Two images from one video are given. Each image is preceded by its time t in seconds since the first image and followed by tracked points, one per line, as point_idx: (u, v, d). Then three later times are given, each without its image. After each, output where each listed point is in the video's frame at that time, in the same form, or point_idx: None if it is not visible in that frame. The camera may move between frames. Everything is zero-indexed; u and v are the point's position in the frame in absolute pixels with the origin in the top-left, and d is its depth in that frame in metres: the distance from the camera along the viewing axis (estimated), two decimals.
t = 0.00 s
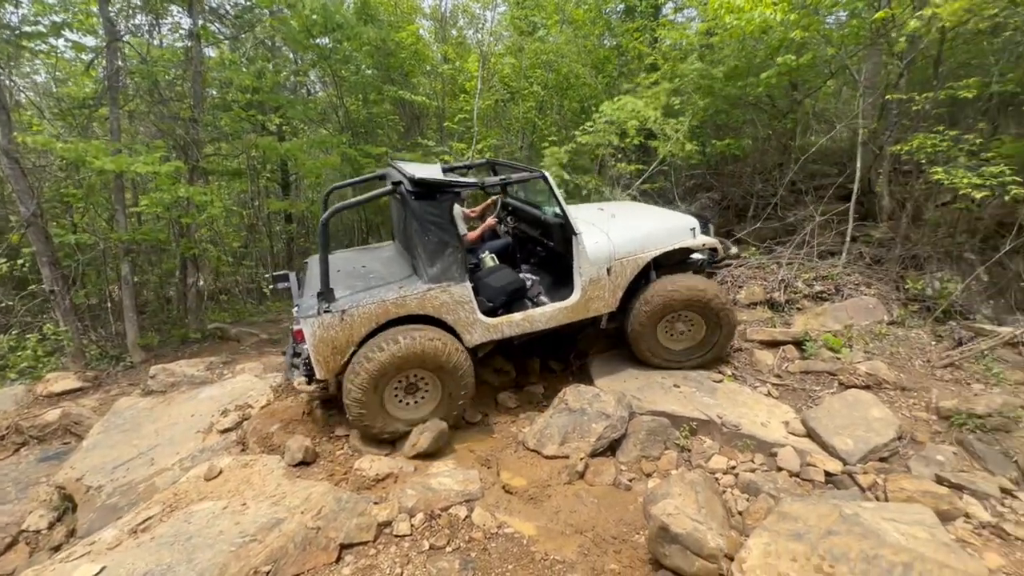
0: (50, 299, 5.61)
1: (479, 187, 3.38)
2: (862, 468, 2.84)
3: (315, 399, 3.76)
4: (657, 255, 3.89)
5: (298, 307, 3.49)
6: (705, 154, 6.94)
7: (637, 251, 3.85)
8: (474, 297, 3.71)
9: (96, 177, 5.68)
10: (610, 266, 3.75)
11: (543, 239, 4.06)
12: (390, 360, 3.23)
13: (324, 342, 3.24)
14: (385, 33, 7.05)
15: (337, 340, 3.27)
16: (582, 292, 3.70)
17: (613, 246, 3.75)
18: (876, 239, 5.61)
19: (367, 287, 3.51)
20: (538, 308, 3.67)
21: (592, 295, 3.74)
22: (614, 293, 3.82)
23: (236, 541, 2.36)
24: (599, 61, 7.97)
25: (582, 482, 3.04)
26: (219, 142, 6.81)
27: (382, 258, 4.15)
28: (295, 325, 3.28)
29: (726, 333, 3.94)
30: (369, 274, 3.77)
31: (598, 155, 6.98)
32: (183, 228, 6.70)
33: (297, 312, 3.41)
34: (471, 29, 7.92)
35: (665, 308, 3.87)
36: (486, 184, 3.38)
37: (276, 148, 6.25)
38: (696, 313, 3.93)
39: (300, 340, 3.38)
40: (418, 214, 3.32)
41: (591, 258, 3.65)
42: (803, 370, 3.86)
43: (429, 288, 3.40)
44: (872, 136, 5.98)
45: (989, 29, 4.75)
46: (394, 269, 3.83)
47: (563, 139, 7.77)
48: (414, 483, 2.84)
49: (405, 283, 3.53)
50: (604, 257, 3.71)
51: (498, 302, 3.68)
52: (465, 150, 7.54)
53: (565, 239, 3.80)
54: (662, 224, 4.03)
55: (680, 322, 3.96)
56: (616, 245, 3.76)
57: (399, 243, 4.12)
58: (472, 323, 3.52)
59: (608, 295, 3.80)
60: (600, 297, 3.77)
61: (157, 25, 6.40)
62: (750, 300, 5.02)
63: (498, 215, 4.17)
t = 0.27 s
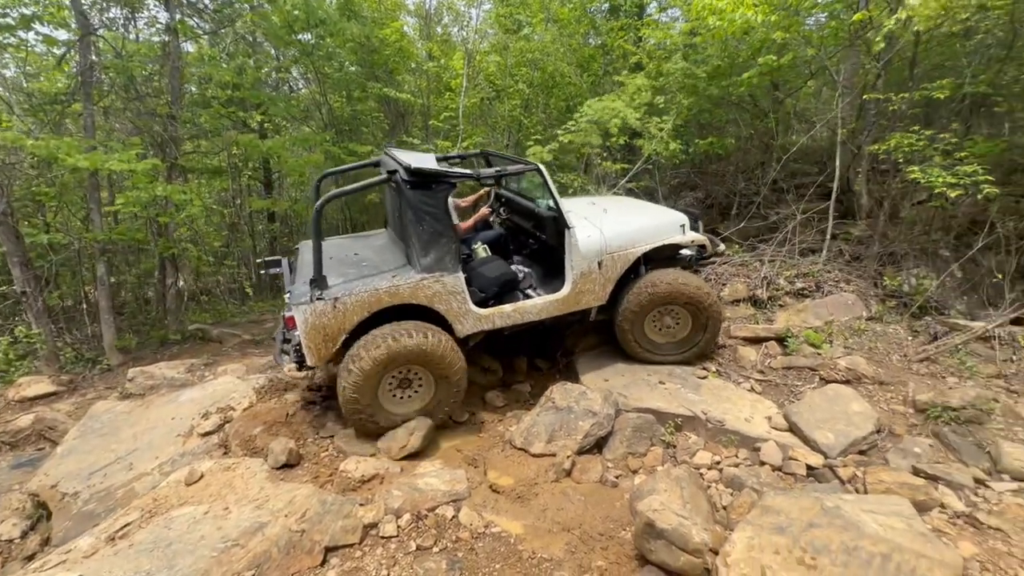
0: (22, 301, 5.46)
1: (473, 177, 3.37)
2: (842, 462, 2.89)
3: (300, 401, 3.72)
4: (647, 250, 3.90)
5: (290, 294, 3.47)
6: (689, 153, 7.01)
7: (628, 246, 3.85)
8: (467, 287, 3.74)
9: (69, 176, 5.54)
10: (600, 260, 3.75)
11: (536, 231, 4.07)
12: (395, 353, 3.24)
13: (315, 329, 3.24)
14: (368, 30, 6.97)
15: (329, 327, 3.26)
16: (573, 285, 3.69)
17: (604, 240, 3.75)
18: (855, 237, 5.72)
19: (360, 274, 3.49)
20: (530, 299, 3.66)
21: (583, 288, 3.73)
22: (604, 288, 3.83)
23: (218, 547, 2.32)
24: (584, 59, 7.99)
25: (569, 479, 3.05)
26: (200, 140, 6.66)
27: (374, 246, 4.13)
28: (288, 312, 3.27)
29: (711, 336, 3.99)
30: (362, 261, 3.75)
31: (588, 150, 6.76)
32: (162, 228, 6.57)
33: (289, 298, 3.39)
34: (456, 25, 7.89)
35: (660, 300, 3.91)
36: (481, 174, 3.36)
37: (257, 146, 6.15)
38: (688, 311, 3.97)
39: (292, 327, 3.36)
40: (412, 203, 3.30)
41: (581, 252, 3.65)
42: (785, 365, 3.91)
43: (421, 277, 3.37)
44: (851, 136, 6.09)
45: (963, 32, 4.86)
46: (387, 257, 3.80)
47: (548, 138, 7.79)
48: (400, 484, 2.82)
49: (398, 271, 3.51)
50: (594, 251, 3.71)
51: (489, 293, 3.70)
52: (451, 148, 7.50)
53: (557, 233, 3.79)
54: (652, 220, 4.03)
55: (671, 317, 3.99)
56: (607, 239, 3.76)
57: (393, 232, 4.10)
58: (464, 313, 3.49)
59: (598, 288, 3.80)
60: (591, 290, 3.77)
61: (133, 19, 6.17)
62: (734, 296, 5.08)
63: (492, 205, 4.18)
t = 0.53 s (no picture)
0: None
1: (457, 182, 3.34)
2: (824, 456, 2.94)
3: (284, 403, 3.67)
4: (639, 249, 3.88)
5: (278, 298, 3.47)
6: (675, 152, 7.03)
7: (619, 245, 3.84)
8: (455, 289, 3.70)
9: (43, 174, 5.39)
10: (591, 260, 3.73)
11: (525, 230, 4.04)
12: (394, 359, 3.27)
13: (304, 335, 3.24)
14: (353, 26, 6.91)
15: (318, 333, 3.26)
16: (563, 285, 3.68)
17: (594, 240, 3.72)
18: (836, 234, 5.80)
19: (348, 279, 3.48)
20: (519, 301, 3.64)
21: (572, 288, 3.72)
22: (595, 287, 3.81)
23: (200, 553, 2.28)
24: (569, 58, 8.01)
25: (556, 478, 3.05)
26: (178, 137, 6.53)
27: (364, 247, 4.10)
28: (276, 317, 3.27)
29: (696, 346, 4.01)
30: (351, 264, 3.72)
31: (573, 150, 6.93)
32: (141, 227, 6.44)
33: (276, 304, 3.38)
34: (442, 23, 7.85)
35: (664, 300, 3.90)
36: (464, 179, 3.34)
37: (239, 144, 6.05)
38: (684, 318, 3.96)
39: (281, 333, 3.36)
40: (395, 209, 3.28)
41: (572, 252, 3.64)
42: (769, 361, 3.96)
43: (407, 281, 3.36)
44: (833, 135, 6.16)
45: (939, 33, 4.96)
46: (376, 258, 3.78)
47: (534, 137, 7.78)
48: (386, 485, 2.80)
49: (385, 275, 3.49)
50: (585, 251, 3.69)
51: (478, 294, 3.67)
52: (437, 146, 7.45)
53: (546, 233, 3.75)
54: (645, 217, 4.01)
55: (667, 320, 3.98)
56: (597, 239, 3.74)
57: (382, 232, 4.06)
58: (452, 316, 3.49)
59: (589, 287, 3.78)
60: (581, 290, 3.76)
61: (109, 13, 6.03)
62: (719, 294, 5.13)
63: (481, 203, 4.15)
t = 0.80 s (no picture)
0: None
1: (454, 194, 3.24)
2: (807, 450, 2.98)
3: (268, 405, 3.63)
4: (646, 251, 3.73)
5: (280, 314, 3.50)
6: (661, 150, 7.06)
7: (625, 249, 3.69)
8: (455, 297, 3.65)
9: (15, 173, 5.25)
10: (594, 265, 3.61)
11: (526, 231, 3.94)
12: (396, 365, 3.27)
13: (306, 350, 3.28)
14: (336, 23, 6.83)
15: (320, 348, 3.30)
16: (566, 291, 3.58)
17: (598, 245, 3.59)
18: (818, 232, 5.89)
19: (349, 291, 3.49)
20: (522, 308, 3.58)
21: (576, 293, 3.62)
22: (601, 291, 3.70)
23: (182, 559, 2.25)
24: (556, 57, 8.01)
25: (544, 476, 3.06)
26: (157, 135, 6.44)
27: (364, 251, 4.10)
28: (278, 334, 3.31)
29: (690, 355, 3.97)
30: (352, 274, 3.72)
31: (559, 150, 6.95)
32: (118, 227, 6.30)
33: (279, 320, 3.41)
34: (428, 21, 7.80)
35: (685, 304, 3.80)
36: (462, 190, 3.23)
37: (221, 142, 5.94)
38: (692, 327, 3.89)
39: (284, 347, 3.41)
40: (392, 224, 3.21)
41: (575, 259, 3.52)
42: (753, 358, 4.00)
43: (408, 295, 3.35)
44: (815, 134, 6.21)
45: (916, 34, 5.04)
46: (378, 267, 3.77)
47: (520, 136, 7.78)
48: (373, 487, 2.78)
49: (386, 287, 3.48)
50: (587, 256, 3.56)
51: (480, 303, 3.62)
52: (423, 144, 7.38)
53: (549, 240, 3.67)
54: (654, 216, 3.82)
55: (675, 325, 3.89)
56: (601, 243, 3.60)
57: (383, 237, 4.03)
58: (453, 325, 3.46)
59: (593, 292, 3.67)
60: (585, 295, 3.66)
61: (82, 9, 5.91)
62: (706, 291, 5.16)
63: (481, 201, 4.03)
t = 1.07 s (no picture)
0: None
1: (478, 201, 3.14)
2: (791, 444, 3.02)
3: (253, 407, 3.58)
4: (668, 258, 3.66)
5: (294, 318, 3.43)
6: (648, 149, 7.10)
7: (647, 255, 3.61)
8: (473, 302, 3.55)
9: None
10: (615, 271, 3.51)
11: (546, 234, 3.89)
12: (415, 374, 3.25)
13: (323, 357, 3.22)
14: (321, 19, 6.77)
15: (335, 355, 3.24)
16: (585, 298, 3.47)
17: (620, 251, 3.50)
18: (802, 229, 5.96)
19: (366, 295, 3.43)
20: (540, 314, 3.49)
21: (596, 300, 3.52)
22: (619, 296, 3.61)
23: (164, 565, 2.21)
24: (543, 55, 8.01)
25: (532, 475, 3.06)
26: (137, 134, 6.34)
27: (377, 251, 4.03)
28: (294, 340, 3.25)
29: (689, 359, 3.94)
30: (368, 276, 3.66)
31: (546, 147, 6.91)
32: (97, 227, 6.18)
33: (294, 325, 3.35)
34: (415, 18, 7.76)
35: (709, 314, 3.74)
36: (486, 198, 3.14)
37: (202, 140, 5.84)
38: (703, 336, 3.86)
39: (301, 353, 3.36)
40: (414, 230, 3.12)
41: (597, 266, 3.42)
42: (739, 354, 4.05)
43: (426, 302, 3.30)
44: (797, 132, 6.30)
45: (895, 34, 5.13)
46: (393, 269, 3.70)
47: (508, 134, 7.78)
48: (360, 488, 2.77)
49: (403, 291, 3.43)
50: (609, 262, 3.47)
51: (498, 308, 3.52)
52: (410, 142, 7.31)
53: (570, 245, 3.61)
54: (676, 221, 3.76)
55: (689, 330, 3.84)
56: (623, 248, 3.51)
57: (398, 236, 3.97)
58: (470, 331, 3.41)
59: (613, 298, 3.58)
60: (604, 301, 3.57)
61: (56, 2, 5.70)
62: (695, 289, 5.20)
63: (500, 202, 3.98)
